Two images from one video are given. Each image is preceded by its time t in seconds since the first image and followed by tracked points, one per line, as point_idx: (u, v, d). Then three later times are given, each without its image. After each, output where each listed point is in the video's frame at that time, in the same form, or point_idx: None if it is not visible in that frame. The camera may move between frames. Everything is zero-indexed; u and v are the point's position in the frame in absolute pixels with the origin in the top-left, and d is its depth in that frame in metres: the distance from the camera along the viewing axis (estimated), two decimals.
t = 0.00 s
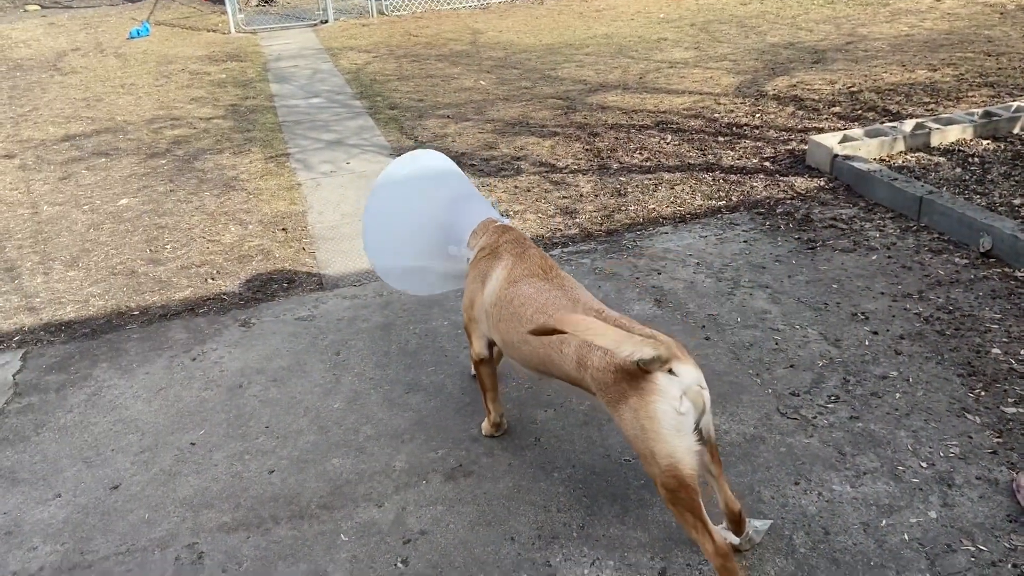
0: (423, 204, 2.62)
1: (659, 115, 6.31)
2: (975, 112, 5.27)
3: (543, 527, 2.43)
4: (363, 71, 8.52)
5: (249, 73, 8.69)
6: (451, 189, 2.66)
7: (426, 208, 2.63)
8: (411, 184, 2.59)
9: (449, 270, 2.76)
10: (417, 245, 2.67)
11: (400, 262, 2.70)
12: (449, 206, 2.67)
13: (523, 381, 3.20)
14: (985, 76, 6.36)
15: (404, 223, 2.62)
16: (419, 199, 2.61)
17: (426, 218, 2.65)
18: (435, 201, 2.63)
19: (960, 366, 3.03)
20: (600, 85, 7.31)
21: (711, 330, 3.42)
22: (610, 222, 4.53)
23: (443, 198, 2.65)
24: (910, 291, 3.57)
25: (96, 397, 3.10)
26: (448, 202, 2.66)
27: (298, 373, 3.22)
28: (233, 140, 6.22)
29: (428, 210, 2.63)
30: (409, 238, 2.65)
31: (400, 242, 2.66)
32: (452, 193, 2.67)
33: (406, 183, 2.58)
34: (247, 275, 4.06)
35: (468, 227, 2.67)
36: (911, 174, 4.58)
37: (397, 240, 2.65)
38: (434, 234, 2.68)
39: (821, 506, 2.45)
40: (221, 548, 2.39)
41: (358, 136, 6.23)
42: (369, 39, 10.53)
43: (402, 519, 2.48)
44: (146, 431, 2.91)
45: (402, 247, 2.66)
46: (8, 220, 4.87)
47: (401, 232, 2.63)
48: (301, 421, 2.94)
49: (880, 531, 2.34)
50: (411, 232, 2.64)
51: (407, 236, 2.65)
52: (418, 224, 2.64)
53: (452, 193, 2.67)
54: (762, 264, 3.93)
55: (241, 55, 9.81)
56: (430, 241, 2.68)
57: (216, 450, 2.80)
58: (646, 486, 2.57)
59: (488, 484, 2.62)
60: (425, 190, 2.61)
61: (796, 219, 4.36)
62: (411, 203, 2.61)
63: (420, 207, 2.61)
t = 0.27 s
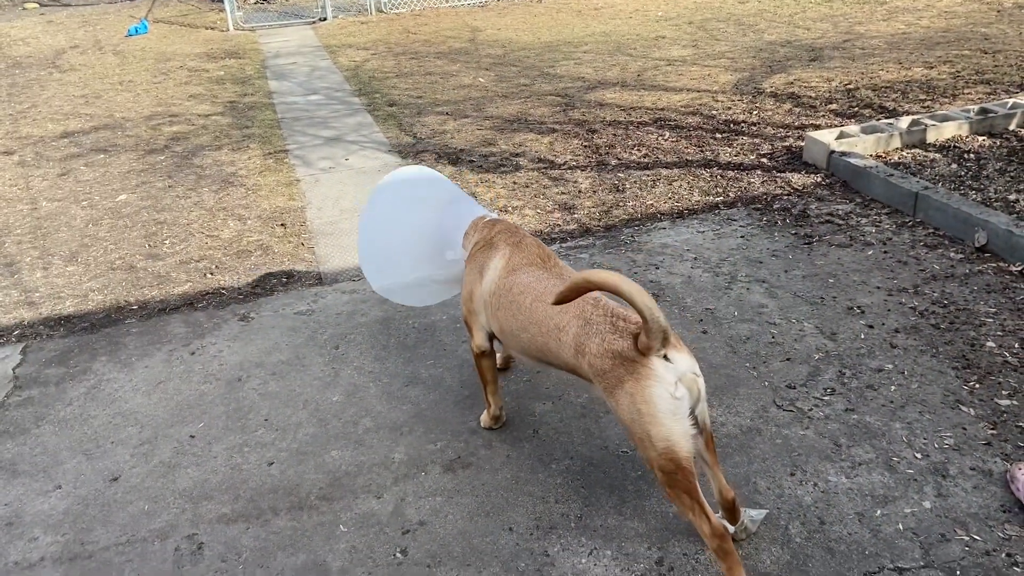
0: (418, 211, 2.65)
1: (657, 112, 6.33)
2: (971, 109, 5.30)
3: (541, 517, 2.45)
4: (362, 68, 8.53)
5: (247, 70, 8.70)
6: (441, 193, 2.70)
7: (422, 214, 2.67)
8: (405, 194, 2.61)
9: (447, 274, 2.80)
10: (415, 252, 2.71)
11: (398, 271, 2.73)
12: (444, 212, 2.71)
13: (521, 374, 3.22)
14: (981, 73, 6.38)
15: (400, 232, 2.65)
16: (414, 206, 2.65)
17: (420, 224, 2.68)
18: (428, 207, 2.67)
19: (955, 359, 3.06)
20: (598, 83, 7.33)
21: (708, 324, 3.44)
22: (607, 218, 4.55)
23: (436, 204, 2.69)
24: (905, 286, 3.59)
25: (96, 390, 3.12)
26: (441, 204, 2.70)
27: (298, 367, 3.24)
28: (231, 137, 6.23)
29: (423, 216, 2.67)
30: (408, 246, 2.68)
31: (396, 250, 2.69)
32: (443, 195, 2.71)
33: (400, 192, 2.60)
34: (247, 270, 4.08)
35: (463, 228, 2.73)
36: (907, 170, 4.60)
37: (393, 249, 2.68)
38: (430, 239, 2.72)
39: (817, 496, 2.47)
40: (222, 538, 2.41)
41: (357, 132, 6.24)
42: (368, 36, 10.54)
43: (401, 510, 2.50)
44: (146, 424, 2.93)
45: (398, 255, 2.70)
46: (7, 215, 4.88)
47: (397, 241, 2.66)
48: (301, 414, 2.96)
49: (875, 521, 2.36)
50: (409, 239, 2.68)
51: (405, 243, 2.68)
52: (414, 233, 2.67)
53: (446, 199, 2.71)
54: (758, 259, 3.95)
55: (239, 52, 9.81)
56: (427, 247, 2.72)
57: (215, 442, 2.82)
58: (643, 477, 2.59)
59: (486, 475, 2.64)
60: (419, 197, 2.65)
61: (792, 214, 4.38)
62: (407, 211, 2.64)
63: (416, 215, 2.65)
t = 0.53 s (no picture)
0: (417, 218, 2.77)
1: (655, 113, 6.35)
2: (967, 111, 5.33)
3: (542, 516, 2.47)
4: (360, 69, 8.55)
5: (246, 71, 8.71)
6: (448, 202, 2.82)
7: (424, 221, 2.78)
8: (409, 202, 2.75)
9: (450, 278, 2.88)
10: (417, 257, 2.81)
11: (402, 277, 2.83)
12: (446, 218, 2.82)
13: (520, 374, 3.24)
14: (976, 75, 6.42)
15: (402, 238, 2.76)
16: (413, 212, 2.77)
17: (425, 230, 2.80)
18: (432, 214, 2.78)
19: (951, 359, 3.08)
20: (596, 84, 7.36)
21: (706, 325, 3.46)
22: (606, 218, 4.57)
23: (439, 211, 2.80)
24: (902, 286, 3.62)
25: (99, 390, 3.13)
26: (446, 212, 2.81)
27: (299, 367, 3.25)
28: (230, 138, 6.24)
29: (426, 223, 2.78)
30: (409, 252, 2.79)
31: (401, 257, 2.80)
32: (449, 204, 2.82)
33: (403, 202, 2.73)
34: (247, 271, 4.09)
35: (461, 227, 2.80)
36: (904, 171, 4.63)
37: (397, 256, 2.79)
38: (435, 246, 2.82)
39: (815, 495, 2.49)
40: (225, 537, 2.42)
41: (356, 134, 6.25)
42: (366, 37, 10.56)
43: (402, 509, 2.51)
44: (149, 424, 2.94)
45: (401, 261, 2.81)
46: (8, 216, 4.89)
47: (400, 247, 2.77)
48: (303, 414, 2.97)
49: (873, 520, 2.39)
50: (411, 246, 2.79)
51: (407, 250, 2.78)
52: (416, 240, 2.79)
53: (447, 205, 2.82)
54: (756, 259, 3.98)
55: (237, 53, 9.82)
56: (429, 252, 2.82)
57: (217, 442, 2.84)
58: (643, 477, 2.61)
59: (486, 475, 2.66)
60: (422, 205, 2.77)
61: (790, 215, 4.41)
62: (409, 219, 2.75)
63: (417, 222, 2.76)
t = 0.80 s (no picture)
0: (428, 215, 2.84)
1: (651, 114, 6.36)
2: (963, 111, 5.35)
3: (540, 515, 2.47)
4: (356, 70, 8.55)
5: (242, 72, 8.69)
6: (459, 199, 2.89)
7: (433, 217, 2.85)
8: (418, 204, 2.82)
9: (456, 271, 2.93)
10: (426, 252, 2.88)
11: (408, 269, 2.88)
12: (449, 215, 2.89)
13: (518, 374, 3.24)
14: (971, 76, 6.45)
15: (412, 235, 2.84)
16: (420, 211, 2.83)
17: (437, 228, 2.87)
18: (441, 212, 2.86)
19: (947, 358, 3.09)
20: (593, 84, 7.37)
21: (704, 324, 3.47)
22: (603, 218, 4.57)
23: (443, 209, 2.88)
24: (898, 286, 3.63)
25: (96, 391, 3.12)
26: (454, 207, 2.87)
27: (297, 367, 3.25)
28: (227, 138, 6.23)
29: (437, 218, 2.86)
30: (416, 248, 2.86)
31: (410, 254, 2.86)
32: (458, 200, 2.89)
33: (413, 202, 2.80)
34: (244, 270, 4.09)
35: (464, 221, 2.85)
36: (900, 172, 4.64)
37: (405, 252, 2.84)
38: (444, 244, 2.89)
39: (812, 494, 2.50)
40: (223, 537, 2.41)
41: (352, 134, 6.25)
42: (362, 38, 10.55)
43: (400, 508, 2.51)
44: (146, 424, 2.93)
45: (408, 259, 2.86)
46: (3, 216, 4.87)
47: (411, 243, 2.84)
48: (300, 414, 2.97)
49: (870, 518, 2.39)
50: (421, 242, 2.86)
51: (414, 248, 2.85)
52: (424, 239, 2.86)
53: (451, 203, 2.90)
54: (753, 259, 3.99)
55: (233, 54, 9.81)
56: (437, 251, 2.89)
57: (215, 442, 2.83)
58: (641, 475, 2.62)
59: (484, 474, 2.66)
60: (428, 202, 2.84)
61: (786, 215, 4.42)
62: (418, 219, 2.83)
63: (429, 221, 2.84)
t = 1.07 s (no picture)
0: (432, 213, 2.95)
1: (647, 118, 6.39)
2: (956, 115, 5.39)
3: (538, 517, 2.48)
4: (352, 74, 8.56)
5: (238, 76, 8.70)
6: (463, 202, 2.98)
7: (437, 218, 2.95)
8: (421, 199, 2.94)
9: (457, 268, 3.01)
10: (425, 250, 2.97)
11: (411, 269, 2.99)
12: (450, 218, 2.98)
13: (516, 377, 3.25)
14: (965, 80, 6.49)
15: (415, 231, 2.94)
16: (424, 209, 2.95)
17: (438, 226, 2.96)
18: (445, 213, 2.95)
19: (941, 361, 3.12)
20: (588, 88, 7.40)
21: (700, 327, 3.49)
22: (599, 222, 4.60)
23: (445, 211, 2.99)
24: (893, 289, 3.66)
25: (94, 395, 3.12)
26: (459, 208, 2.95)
27: (295, 371, 3.26)
28: (223, 142, 6.23)
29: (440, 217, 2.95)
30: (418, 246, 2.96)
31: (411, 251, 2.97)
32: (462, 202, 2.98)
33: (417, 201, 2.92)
34: (242, 274, 4.09)
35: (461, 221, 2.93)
36: (894, 175, 4.68)
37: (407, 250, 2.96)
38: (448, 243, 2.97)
39: (809, 496, 2.52)
40: (223, 540, 2.42)
41: (349, 138, 6.26)
42: (357, 42, 10.56)
43: (399, 511, 2.52)
44: (145, 428, 2.94)
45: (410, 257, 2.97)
46: None
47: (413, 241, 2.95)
48: (299, 417, 2.98)
49: (866, 519, 2.41)
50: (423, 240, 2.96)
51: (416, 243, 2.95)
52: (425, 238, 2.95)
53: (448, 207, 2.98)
54: (749, 262, 4.01)
55: (229, 58, 9.81)
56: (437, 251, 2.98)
57: (214, 446, 2.83)
58: (639, 478, 2.63)
59: (483, 477, 2.67)
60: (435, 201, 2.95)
61: (781, 219, 4.45)
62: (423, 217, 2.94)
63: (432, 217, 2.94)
